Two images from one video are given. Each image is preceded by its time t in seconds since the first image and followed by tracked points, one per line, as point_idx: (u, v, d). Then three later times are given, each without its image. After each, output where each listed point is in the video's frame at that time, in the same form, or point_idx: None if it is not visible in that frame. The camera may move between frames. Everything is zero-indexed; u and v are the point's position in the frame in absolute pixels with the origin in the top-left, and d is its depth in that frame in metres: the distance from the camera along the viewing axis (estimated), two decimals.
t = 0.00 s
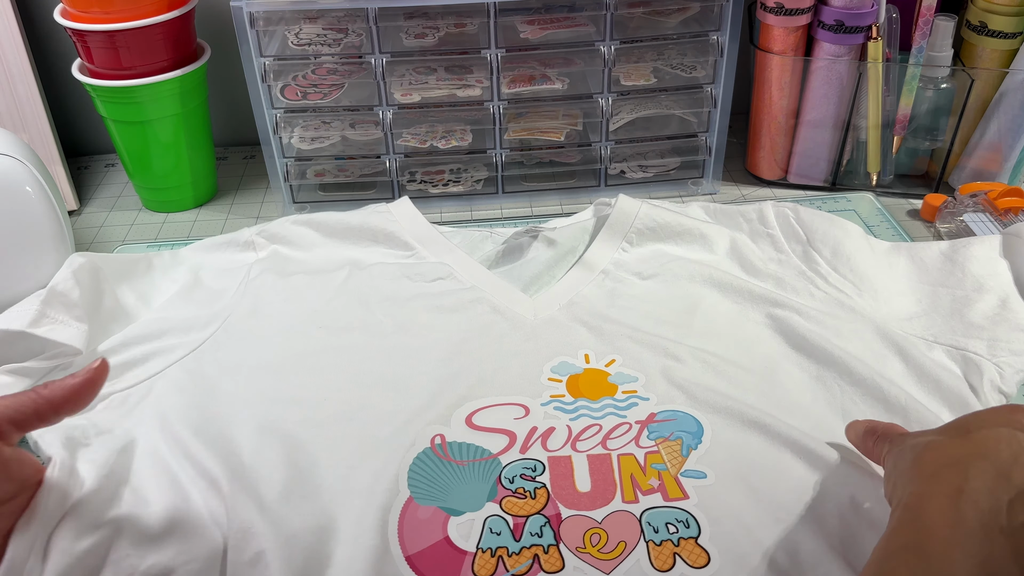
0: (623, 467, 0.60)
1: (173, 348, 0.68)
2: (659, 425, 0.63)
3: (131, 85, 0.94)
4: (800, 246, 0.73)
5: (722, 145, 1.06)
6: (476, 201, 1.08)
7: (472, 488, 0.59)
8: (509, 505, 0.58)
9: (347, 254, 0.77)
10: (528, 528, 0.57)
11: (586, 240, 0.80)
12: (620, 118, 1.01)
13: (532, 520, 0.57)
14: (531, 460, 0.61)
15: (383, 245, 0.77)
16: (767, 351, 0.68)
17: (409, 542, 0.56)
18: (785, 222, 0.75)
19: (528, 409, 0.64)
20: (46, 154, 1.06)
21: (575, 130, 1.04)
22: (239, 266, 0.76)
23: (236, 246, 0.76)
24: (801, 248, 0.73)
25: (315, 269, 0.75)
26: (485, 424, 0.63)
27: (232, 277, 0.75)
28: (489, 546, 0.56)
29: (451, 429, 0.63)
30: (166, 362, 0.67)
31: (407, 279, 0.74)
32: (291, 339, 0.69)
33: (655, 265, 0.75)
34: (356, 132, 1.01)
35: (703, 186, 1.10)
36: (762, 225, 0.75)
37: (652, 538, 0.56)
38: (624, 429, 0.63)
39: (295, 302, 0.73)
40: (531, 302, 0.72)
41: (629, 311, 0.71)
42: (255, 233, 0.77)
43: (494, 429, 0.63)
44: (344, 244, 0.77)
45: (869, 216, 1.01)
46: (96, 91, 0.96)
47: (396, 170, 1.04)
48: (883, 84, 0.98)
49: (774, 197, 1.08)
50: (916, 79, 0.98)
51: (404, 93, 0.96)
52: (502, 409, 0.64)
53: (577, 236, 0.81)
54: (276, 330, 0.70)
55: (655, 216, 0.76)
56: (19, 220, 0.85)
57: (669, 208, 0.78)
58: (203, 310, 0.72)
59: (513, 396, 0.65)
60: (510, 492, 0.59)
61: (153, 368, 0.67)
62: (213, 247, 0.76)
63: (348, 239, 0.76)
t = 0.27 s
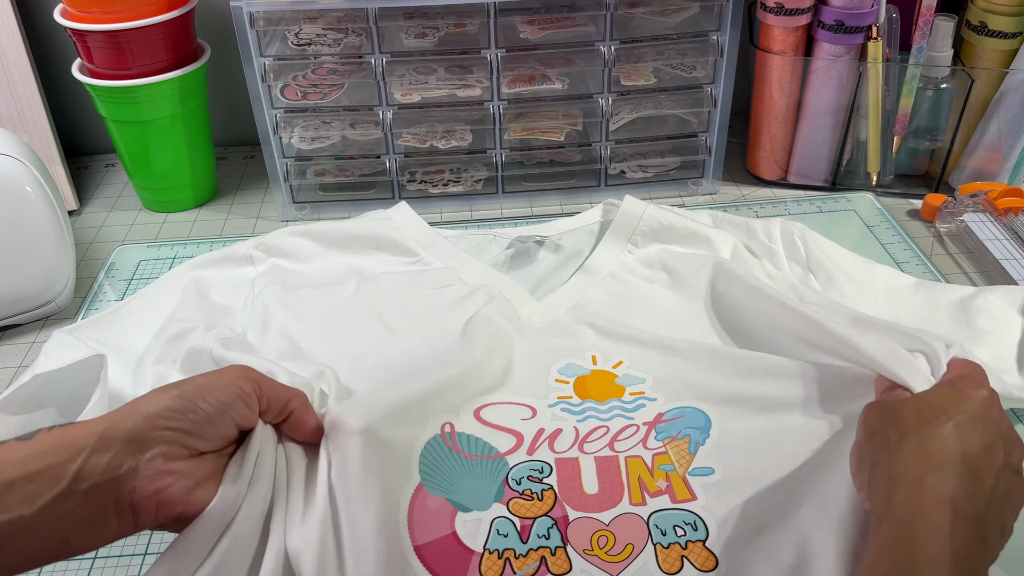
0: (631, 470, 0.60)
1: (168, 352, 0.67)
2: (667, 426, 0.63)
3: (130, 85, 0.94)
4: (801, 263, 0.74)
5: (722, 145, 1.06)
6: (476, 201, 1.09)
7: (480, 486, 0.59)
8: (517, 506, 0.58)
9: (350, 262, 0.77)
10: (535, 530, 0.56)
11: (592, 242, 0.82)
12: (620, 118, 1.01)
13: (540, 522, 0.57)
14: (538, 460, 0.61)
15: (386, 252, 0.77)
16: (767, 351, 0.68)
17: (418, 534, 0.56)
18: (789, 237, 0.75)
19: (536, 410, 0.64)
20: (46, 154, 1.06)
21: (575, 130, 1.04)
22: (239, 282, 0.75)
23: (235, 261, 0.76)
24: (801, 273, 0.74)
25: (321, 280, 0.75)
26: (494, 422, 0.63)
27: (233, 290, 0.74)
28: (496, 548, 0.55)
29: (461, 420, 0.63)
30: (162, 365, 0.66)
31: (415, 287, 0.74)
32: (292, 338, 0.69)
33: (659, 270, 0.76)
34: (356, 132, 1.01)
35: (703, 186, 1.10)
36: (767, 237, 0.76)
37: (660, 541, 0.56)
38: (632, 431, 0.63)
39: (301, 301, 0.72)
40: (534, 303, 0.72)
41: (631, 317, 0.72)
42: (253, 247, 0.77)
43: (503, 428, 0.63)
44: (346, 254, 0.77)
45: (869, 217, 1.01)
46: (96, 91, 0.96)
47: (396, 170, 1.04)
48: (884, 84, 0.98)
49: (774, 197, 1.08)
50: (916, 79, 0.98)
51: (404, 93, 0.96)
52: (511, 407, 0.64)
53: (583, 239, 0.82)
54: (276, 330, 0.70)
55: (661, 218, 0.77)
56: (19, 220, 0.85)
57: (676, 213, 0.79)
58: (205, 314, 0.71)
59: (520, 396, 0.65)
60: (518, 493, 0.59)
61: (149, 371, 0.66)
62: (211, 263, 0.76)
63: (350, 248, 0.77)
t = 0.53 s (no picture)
0: (589, 491, 0.60)
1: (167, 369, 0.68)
2: (625, 445, 0.62)
3: (130, 85, 0.94)
4: (783, 283, 0.72)
5: (722, 145, 1.06)
6: (476, 201, 1.09)
7: (436, 502, 0.59)
8: (469, 530, 0.57)
9: (347, 281, 0.76)
10: (486, 554, 0.56)
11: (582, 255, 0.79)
12: (620, 118, 1.01)
13: (492, 545, 0.57)
14: (494, 481, 0.60)
15: (383, 272, 0.77)
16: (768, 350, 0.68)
17: (365, 556, 0.55)
18: (777, 255, 0.73)
19: (494, 426, 0.63)
20: (46, 154, 1.06)
21: (576, 130, 1.04)
22: (233, 307, 0.75)
23: (228, 286, 0.76)
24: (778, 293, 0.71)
25: (314, 300, 0.74)
26: (454, 427, 0.63)
27: (227, 316, 0.74)
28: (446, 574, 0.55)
29: (428, 419, 0.62)
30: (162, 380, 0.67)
31: (405, 305, 0.73)
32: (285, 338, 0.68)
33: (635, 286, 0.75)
34: (356, 132, 1.00)
35: (703, 187, 1.10)
36: (756, 255, 0.74)
37: (614, 564, 0.56)
38: (590, 450, 0.62)
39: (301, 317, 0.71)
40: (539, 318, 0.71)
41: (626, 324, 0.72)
42: (245, 273, 0.76)
43: (462, 441, 0.62)
44: (343, 274, 0.77)
45: (869, 217, 1.01)
46: (96, 91, 0.96)
47: (396, 170, 1.04)
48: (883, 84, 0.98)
49: (774, 197, 1.08)
50: (916, 80, 0.98)
51: (404, 93, 0.96)
52: (467, 418, 0.63)
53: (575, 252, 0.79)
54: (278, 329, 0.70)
55: (641, 235, 0.76)
56: (19, 220, 0.85)
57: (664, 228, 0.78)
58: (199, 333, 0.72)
59: (474, 406, 0.64)
60: (471, 517, 0.58)
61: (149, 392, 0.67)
62: (206, 293, 0.76)
63: (346, 267, 0.77)
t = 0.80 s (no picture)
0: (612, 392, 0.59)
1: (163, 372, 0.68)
2: (659, 352, 0.59)
3: (130, 85, 0.94)
4: (807, 291, 0.73)
5: (722, 145, 1.06)
6: (476, 201, 1.09)
7: (449, 408, 0.58)
8: (487, 416, 0.58)
9: (343, 290, 0.76)
10: (509, 447, 0.58)
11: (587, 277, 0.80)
12: (620, 118, 1.01)
13: (514, 438, 0.58)
14: (513, 389, 0.59)
15: (378, 281, 0.76)
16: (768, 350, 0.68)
17: (386, 469, 0.57)
18: (797, 265, 0.75)
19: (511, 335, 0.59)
20: (46, 154, 1.06)
21: (576, 130, 1.04)
22: (224, 308, 0.75)
23: (221, 288, 0.76)
24: (808, 303, 0.73)
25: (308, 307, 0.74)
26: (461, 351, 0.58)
27: (217, 318, 0.74)
28: (469, 469, 0.57)
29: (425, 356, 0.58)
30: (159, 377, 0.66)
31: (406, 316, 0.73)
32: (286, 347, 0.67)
33: (660, 301, 0.74)
34: (356, 132, 1.00)
35: (703, 186, 1.10)
36: (773, 267, 0.76)
37: (636, 458, 0.58)
38: (622, 356, 0.59)
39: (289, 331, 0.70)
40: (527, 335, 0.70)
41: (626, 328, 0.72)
42: (238, 274, 0.76)
43: (470, 356, 0.58)
44: (339, 282, 0.76)
45: (869, 217, 1.01)
46: (96, 91, 0.96)
47: (396, 170, 1.04)
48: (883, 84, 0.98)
49: (774, 197, 1.08)
50: (916, 79, 0.98)
51: (404, 93, 0.96)
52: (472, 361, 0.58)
53: (578, 275, 0.80)
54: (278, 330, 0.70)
55: (656, 250, 0.76)
56: (19, 220, 0.85)
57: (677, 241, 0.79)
58: (192, 344, 0.71)
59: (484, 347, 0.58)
60: (488, 402, 0.58)
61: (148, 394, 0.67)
62: (199, 289, 0.76)
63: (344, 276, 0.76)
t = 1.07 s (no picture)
0: (606, 371, 0.60)
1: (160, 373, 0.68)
2: (653, 326, 0.61)
3: (129, 85, 0.94)
4: (808, 298, 0.73)
5: (722, 145, 1.06)
6: (476, 201, 1.09)
7: (443, 382, 0.59)
8: (481, 405, 0.59)
9: (338, 289, 0.76)
10: (500, 436, 0.58)
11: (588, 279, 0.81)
12: (620, 118, 1.01)
13: (505, 427, 0.59)
14: (508, 359, 0.60)
15: (374, 279, 0.76)
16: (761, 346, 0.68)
17: (378, 449, 0.57)
18: (799, 269, 0.74)
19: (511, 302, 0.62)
20: (46, 154, 1.06)
21: (576, 130, 1.04)
22: (224, 305, 0.75)
23: (220, 285, 0.76)
24: (809, 310, 0.73)
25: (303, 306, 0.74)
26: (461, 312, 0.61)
27: (216, 315, 0.74)
28: (460, 455, 0.58)
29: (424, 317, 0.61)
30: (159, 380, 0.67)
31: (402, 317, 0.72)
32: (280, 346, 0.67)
33: (658, 306, 0.74)
34: (356, 132, 1.00)
35: (703, 186, 1.10)
36: (776, 272, 0.75)
37: (626, 453, 0.58)
38: (615, 326, 0.61)
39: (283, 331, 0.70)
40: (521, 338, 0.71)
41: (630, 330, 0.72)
42: (238, 271, 0.76)
43: (469, 318, 0.61)
44: (334, 279, 0.76)
45: (869, 217, 1.01)
46: (96, 91, 0.96)
47: (396, 170, 1.04)
48: (884, 84, 0.98)
49: (774, 197, 1.08)
50: (916, 79, 0.98)
51: (404, 93, 0.96)
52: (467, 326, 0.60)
53: (578, 278, 0.81)
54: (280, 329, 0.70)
55: (657, 253, 0.76)
56: (19, 220, 0.85)
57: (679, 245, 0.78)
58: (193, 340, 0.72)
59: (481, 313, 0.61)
60: (482, 389, 0.59)
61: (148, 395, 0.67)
62: (196, 287, 0.76)
63: (338, 273, 0.76)
